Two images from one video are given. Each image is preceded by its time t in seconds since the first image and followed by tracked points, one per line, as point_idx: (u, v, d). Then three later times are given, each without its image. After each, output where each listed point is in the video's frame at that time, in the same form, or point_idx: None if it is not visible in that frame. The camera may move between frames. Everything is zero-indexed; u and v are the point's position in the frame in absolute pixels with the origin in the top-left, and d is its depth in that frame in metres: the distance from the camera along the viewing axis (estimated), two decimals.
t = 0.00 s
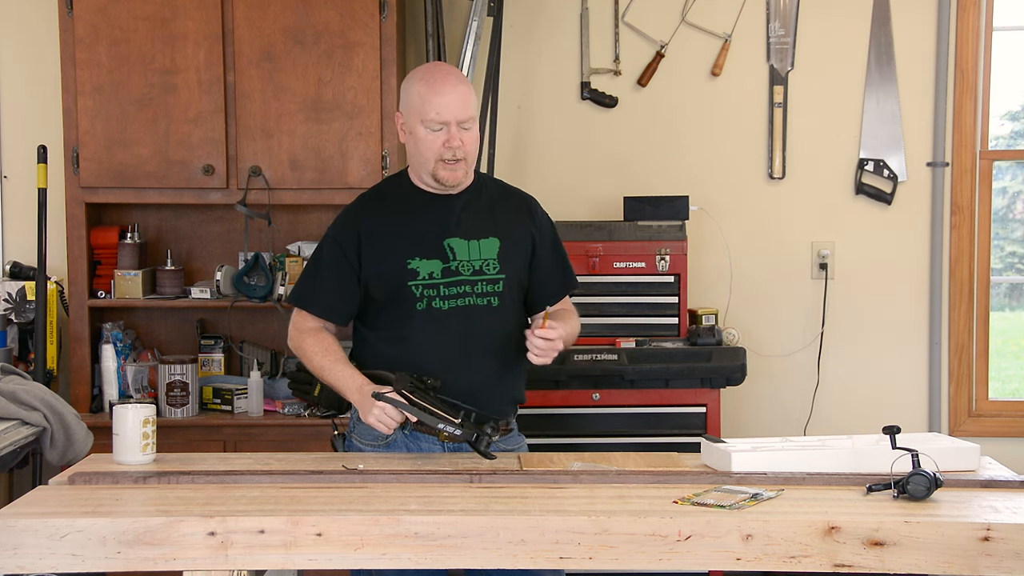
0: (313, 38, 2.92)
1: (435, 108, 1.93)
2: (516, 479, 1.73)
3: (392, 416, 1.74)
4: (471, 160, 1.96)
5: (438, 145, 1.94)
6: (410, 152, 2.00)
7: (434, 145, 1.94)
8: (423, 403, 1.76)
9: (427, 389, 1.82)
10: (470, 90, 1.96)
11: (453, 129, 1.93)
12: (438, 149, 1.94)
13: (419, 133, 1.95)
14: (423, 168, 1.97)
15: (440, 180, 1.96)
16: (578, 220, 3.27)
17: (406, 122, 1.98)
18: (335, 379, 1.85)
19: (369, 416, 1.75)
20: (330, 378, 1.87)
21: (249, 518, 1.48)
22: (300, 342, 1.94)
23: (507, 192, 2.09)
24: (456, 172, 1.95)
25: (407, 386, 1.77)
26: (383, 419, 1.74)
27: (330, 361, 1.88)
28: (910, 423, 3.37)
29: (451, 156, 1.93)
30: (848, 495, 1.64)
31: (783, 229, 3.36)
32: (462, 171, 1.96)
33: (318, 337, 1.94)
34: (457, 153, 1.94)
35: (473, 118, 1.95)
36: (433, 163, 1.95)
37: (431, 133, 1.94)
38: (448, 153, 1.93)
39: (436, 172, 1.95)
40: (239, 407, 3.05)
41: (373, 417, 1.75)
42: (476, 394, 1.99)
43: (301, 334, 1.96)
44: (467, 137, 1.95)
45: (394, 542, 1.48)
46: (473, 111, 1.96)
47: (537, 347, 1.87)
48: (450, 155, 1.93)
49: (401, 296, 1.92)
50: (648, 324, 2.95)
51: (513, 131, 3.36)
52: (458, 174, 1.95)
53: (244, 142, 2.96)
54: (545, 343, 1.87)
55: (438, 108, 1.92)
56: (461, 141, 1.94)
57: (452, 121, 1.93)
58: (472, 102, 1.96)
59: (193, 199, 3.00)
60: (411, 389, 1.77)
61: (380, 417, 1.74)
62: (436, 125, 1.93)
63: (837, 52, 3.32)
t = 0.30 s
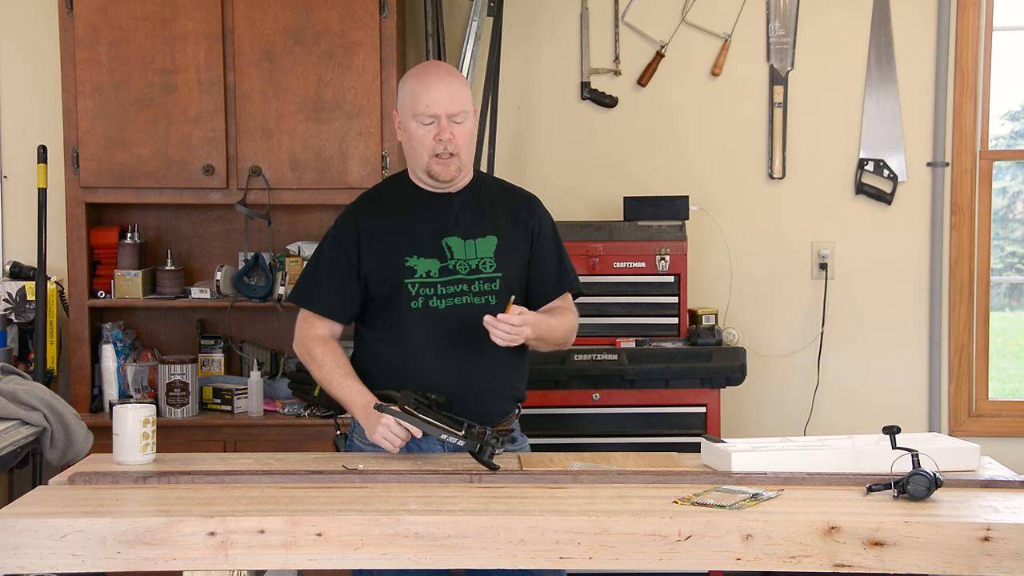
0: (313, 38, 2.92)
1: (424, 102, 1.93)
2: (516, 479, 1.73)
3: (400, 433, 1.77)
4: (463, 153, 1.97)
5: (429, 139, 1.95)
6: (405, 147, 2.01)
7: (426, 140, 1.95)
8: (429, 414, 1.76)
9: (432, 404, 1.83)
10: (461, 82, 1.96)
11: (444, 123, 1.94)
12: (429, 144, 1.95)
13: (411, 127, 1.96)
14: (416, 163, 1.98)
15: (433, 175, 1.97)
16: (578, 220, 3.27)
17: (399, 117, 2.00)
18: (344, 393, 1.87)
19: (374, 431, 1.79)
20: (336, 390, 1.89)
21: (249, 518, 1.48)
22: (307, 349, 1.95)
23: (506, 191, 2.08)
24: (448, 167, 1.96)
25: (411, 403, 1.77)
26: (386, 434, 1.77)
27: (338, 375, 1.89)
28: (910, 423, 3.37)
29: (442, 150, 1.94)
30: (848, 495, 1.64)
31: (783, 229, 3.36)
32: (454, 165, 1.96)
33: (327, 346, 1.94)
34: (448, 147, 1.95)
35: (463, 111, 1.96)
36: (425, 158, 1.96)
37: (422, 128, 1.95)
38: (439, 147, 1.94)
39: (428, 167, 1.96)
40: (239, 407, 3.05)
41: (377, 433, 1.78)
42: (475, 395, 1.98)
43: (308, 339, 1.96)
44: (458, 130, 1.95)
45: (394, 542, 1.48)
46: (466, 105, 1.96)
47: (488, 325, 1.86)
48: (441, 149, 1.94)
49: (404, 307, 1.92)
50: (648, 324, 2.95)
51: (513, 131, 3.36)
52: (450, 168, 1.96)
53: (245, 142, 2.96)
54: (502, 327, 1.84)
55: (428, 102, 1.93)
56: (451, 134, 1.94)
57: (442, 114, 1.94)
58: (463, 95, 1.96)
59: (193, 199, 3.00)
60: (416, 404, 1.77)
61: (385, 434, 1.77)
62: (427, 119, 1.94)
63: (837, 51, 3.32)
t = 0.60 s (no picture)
0: (313, 38, 2.92)
1: (424, 102, 1.93)
2: (516, 479, 1.73)
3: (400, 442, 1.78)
4: (462, 153, 1.96)
5: (428, 139, 1.94)
6: (405, 147, 2.01)
7: (425, 140, 1.95)
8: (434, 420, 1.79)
9: (435, 412, 1.85)
10: (461, 82, 1.96)
11: (443, 123, 1.94)
12: (429, 143, 1.95)
13: (411, 127, 1.96)
14: (416, 163, 1.98)
15: (433, 175, 1.97)
16: (577, 220, 3.27)
17: (400, 116, 2.00)
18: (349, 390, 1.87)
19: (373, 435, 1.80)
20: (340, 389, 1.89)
21: (249, 518, 1.48)
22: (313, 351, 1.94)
23: (508, 191, 2.08)
24: (447, 166, 1.96)
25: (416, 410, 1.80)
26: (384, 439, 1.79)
27: (341, 376, 1.89)
28: (910, 423, 3.37)
29: (442, 150, 1.94)
30: (848, 495, 1.64)
31: (783, 229, 3.36)
32: (453, 165, 1.96)
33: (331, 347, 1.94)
34: (447, 147, 1.94)
35: (463, 111, 1.95)
36: (425, 158, 1.96)
37: (421, 127, 1.95)
38: (438, 147, 1.94)
39: (427, 166, 1.96)
40: (239, 407, 3.05)
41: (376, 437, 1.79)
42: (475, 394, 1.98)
43: (312, 339, 1.95)
44: (457, 130, 1.95)
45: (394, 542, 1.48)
46: (466, 105, 1.96)
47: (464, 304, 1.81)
48: (440, 149, 1.94)
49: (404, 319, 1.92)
50: (648, 324, 2.95)
51: (513, 131, 3.36)
52: (449, 168, 1.96)
53: (245, 142, 2.96)
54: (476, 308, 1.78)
55: (427, 102, 1.93)
56: (450, 134, 1.94)
57: (441, 114, 1.93)
58: (463, 94, 1.96)
59: (194, 199, 3.00)
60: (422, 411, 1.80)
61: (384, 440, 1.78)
62: (426, 119, 1.94)
63: (837, 52, 3.32)
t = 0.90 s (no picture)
0: (313, 38, 2.92)
1: (429, 101, 1.95)
2: (516, 479, 1.73)
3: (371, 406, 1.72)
4: (467, 151, 1.97)
5: (433, 137, 1.96)
6: (409, 146, 2.02)
7: (430, 138, 1.96)
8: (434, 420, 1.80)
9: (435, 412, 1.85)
10: (466, 82, 1.98)
11: (448, 121, 1.95)
12: (433, 141, 1.96)
13: (416, 126, 1.97)
14: (421, 162, 1.99)
15: (438, 173, 1.97)
16: (577, 220, 3.27)
17: (405, 115, 2.01)
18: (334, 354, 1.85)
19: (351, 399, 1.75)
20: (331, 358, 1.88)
21: (249, 518, 1.48)
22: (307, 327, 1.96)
23: (511, 192, 2.08)
24: (453, 164, 1.96)
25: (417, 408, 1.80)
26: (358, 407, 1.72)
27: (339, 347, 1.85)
28: (910, 423, 3.37)
29: (447, 148, 1.95)
30: (848, 495, 1.64)
31: (783, 229, 3.36)
32: (458, 163, 1.97)
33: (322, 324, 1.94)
34: (451, 145, 1.96)
35: (468, 110, 1.97)
36: (429, 156, 1.97)
37: (426, 126, 1.96)
38: (443, 144, 1.95)
39: (432, 164, 1.97)
40: (239, 407, 3.05)
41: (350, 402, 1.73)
42: (475, 393, 1.97)
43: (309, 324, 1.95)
44: (463, 129, 1.97)
45: (394, 542, 1.48)
46: (471, 104, 1.98)
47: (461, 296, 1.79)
48: (445, 147, 1.95)
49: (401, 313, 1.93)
50: (648, 324, 2.95)
51: (512, 131, 3.36)
52: (454, 166, 1.96)
53: (245, 141, 2.96)
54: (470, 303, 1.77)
55: (432, 100, 1.95)
56: (455, 132, 1.96)
57: (447, 112, 1.95)
58: (468, 94, 1.98)
59: (193, 199, 3.00)
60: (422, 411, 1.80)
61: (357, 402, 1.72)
62: (432, 117, 1.96)
63: (837, 52, 3.32)
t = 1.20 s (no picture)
0: (313, 38, 2.92)
1: (422, 92, 1.96)
2: (516, 479, 1.73)
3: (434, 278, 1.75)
4: (459, 142, 1.96)
5: (425, 128, 1.96)
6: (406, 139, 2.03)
7: (422, 129, 1.96)
8: (434, 420, 1.81)
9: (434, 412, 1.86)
10: (461, 73, 1.98)
11: (440, 110, 1.95)
12: (425, 132, 1.96)
13: (409, 117, 1.98)
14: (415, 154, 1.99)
15: (430, 165, 1.97)
16: (577, 219, 3.27)
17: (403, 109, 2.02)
18: (377, 298, 1.84)
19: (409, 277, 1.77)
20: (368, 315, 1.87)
21: (249, 519, 1.48)
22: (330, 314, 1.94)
23: (512, 192, 2.08)
24: (444, 155, 1.96)
25: (416, 408, 1.82)
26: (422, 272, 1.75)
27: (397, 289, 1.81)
28: (910, 423, 3.38)
29: (438, 138, 1.95)
30: (848, 495, 1.64)
31: (782, 228, 3.36)
32: (449, 154, 1.96)
33: (343, 301, 1.92)
34: (443, 136, 1.95)
35: (461, 101, 1.97)
36: (422, 147, 1.97)
37: (418, 115, 1.97)
38: (434, 135, 1.95)
39: (425, 155, 1.97)
40: (239, 407, 3.05)
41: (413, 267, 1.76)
42: (473, 393, 1.97)
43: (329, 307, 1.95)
44: (455, 119, 1.96)
45: (394, 542, 1.48)
46: (465, 95, 1.97)
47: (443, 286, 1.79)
48: (436, 137, 1.95)
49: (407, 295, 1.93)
50: (648, 324, 2.95)
51: (513, 131, 3.36)
52: (446, 157, 1.96)
53: (245, 142, 2.96)
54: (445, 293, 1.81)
55: (424, 90, 1.95)
56: (446, 122, 1.95)
57: (438, 102, 1.95)
58: (462, 84, 1.97)
59: (194, 199, 3.00)
60: (422, 412, 1.82)
61: (423, 267, 1.75)
62: (424, 108, 1.96)
63: (837, 52, 3.32)
